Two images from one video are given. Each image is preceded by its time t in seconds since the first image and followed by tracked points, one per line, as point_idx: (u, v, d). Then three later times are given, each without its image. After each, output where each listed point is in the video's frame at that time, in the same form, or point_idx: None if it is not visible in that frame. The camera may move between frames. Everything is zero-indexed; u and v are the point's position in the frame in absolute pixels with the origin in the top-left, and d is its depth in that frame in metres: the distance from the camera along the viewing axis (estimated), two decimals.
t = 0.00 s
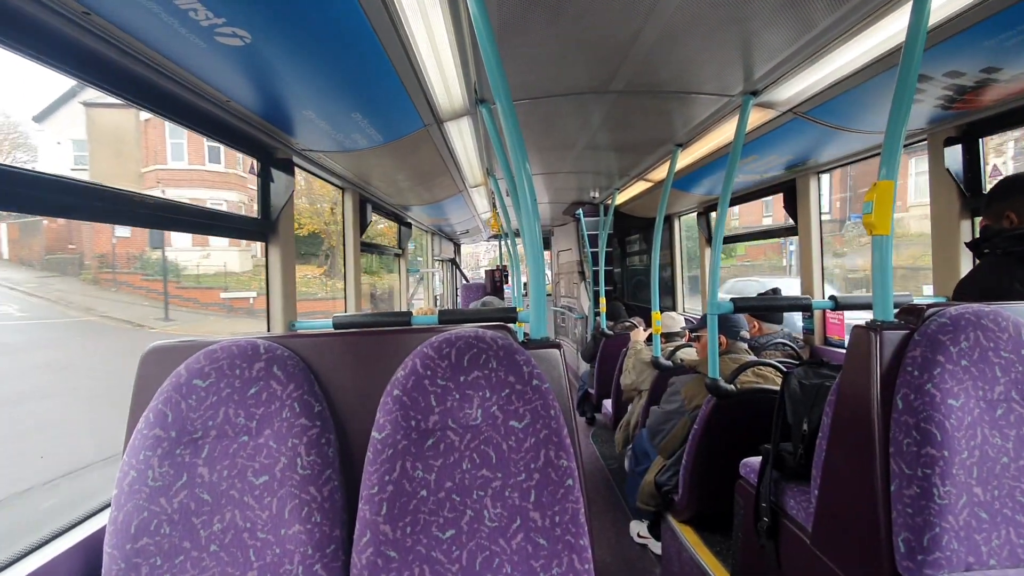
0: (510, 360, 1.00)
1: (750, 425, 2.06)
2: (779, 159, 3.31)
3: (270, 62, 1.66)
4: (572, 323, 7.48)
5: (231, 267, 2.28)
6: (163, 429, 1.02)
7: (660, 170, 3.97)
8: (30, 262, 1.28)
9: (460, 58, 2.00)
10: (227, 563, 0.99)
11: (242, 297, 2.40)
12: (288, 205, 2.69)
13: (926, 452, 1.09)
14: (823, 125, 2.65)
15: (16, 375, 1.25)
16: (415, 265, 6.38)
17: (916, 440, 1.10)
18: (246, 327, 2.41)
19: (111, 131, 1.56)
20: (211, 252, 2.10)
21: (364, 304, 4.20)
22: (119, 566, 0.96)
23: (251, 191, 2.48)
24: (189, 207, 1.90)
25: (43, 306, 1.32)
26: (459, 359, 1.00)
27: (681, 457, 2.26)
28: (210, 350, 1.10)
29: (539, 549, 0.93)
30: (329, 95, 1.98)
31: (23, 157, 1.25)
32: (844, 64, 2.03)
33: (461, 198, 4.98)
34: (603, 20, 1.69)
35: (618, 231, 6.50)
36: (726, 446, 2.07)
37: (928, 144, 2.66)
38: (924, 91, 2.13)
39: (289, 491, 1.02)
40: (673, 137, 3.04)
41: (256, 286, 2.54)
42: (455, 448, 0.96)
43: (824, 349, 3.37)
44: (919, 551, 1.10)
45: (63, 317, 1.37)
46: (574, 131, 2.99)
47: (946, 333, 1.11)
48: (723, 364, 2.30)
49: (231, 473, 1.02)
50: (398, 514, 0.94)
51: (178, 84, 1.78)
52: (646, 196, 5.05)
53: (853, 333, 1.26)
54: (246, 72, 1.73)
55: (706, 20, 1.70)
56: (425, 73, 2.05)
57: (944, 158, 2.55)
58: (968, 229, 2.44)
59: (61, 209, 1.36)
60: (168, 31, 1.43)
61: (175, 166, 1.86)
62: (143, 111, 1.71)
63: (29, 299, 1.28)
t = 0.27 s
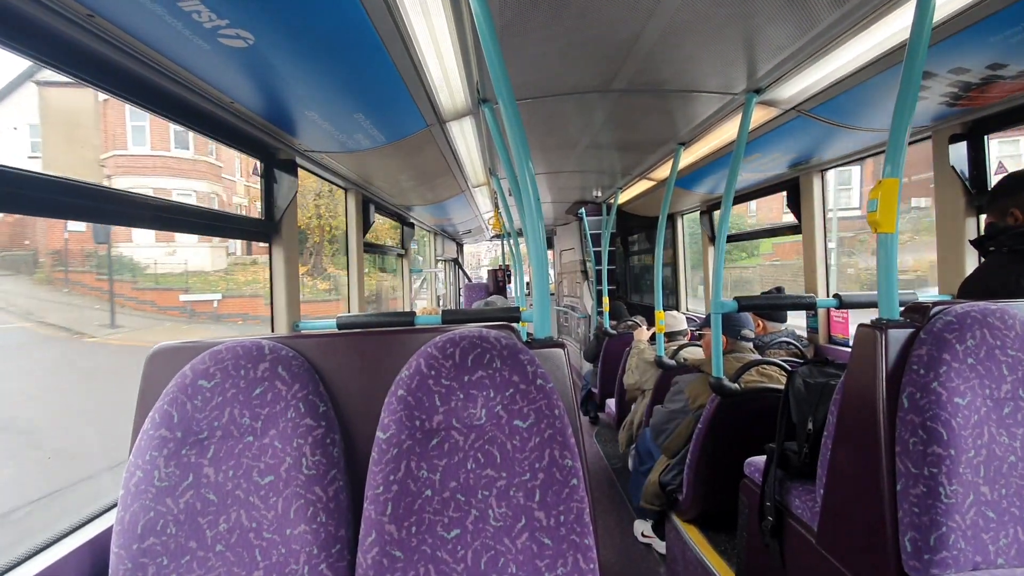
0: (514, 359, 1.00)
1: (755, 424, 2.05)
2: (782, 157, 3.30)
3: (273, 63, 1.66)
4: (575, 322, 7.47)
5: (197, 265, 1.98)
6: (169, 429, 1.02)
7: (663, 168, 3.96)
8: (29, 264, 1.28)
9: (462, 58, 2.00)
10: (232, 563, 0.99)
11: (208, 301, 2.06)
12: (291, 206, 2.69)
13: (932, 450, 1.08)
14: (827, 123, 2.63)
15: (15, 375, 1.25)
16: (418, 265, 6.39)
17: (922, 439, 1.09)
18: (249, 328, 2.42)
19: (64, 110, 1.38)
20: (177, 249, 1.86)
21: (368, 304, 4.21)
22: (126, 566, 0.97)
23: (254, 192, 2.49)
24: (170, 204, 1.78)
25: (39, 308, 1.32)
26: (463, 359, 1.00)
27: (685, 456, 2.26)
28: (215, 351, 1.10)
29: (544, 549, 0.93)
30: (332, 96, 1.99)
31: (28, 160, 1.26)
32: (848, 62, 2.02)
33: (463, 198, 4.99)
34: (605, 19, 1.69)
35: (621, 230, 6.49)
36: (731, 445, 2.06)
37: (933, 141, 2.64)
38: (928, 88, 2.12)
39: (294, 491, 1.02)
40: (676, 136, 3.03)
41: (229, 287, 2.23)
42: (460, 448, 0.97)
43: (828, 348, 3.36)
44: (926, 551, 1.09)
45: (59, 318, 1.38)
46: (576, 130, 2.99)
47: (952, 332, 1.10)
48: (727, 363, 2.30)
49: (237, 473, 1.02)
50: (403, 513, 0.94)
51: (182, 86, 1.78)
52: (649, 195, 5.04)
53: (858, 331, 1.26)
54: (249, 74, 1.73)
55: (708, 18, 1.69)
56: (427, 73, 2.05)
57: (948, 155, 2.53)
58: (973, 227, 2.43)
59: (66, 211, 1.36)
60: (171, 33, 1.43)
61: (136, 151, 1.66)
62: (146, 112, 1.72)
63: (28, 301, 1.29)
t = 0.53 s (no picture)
0: (518, 359, 1.01)
1: (758, 425, 2.05)
2: (785, 157, 3.29)
3: (276, 64, 1.66)
4: (577, 322, 7.47)
5: (151, 265, 1.71)
6: (173, 429, 1.03)
7: (666, 168, 3.96)
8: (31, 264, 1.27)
9: (464, 58, 2.01)
10: (237, 563, 0.99)
11: (159, 306, 1.73)
12: (294, 206, 2.70)
13: (937, 451, 1.08)
14: (830, 123, 2.63)
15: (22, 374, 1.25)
16: (420, 266, 6.40)
17: (927, 440, 1.09)
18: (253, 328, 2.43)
19: (1, 87, 1.18)
20: (132, 246, 1.63)
21: (370, 304, 4.22)
22: (131, 566, 0.97)
23: (257, 192, 2.50)
24: (134, 197, 1.61)
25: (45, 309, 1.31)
26: (466, 359, 1.00)
27: (688, 457, 2.25)
28: (219, 352, 1.10)
29: (548, 549, 0.93)
30: (335, 97, 1.99)
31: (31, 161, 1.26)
32: (851, 61, 2.02)
33: (466, 198, 4.99)
34: (608, 20, 1.69)
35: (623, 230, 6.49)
36: (734, 445, 2.06)
37: (937, 141, 2.63)
38: (932, 87, 2.12)
39: (298, 491, 1.02)
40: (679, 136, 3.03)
41: (192, 289, 1.90)
42: (464, 448, 0.97)
43: (831, 348, 3.35)
44: (931, 552, 1.09)
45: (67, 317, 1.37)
46: (578, 130, 2.99)
47: (957, 332, 1.10)
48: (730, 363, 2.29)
49: (241, 473, 1.03)
50: (407, 514, 0.94)
51: (185, 87, 1.79)
52: (651, 195, 5.04)
53: (862, 332, 1.25)
54: (252, 75, 1.74)
55: (711, 18, 1.69)
56: (429, 74, 2.05)
57: (952, 155, 2.53)
58: (978, 227, 2.42)
59: (66, 211, 1.36)
60: (175, 34, 1.44)
61: (86, 134, 1.43)
62: (150, 113, 1.73)
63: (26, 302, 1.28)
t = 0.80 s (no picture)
0: (521, 359, 1.01)
1: (760, 427, 2.05)
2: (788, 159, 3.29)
3: (280, 64, 1.67)
4: (578, 323, 7.48)
5: (91, 263, 1.43)
6: (177, 428, 1.03)
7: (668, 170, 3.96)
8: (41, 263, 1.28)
9: (468, 59, 2.01)
10: (239, 562, 1.00)
11: (85, 312, 1.40)
12: (297, 206, 2.71)
13: (940, 454, 1.07)
14: (833, 125, 2.63)
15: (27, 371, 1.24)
16: (422, 266, 6.41)
17: (930, 442, 1.08)
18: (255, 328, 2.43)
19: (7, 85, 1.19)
20: (106, 244, 1.49)
21: (372, 304, 4.22)
22: (134, 563, 0.97)
23: (260, 192, 2.50)
24: (86, 185, 1.39)
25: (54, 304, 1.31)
26: (469, 359, 1.00)
27: (689, 458, 2.25)
28: (223, 350, 1.11)
29: (550, 549, 0.93)
30: (339, 97, 2.00)
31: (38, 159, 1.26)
32: (854, 63, 2.01)
33: (468, 199, 5.00)
34: (612, 20, 1.69)
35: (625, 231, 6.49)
36: (735, 447, 2.06)
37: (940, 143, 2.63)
38: (935, 89, 2.11)
39: (301, 490, 1.02)
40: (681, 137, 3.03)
41: (132, 292, 1.58)
42: (466, 448, 0.97)
43: (834, 350, 3.34)
44: (934, 554, 1.08)
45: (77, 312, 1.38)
46: (581, 131, 2.99)
47: (961, 334, 1.10)
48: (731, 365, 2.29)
49: (244, 472, 1.03)
50: (409, 513, 0.94)
51: (190, 87, 1.80)
52: (653, 196, 5.04)
53: (866, 334, 1.25)
54: (257, 75, 1.74)
55: (715, 19, 1.69)
56: (433, 74, 2.06)
57: (956, 157, 2.52)
58: (981, 229, 2.42)
59: (76, 210, 1.37)
60: (181, 34, 1.44)
61: (17, 109, 1.19)
62: (155, 112, 1.73)
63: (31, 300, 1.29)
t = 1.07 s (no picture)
0: (520, 362, 1.01)
1: (759, 430, 2.05)
2: (788, 162, 3.30)
3: (282, 65, 1.67)
4: (577, 325, 7.48)
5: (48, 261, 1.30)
6: (176, 427, 1.04)
7: (668, 172, 3.96)
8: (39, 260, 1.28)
9: (470, 61, 2.01)
10: (238, 562, 1.00)
11: (86, 312, 1.41)
12: (297, 206, 2.71)
13: (937, 458, 1.07)
14: (833, 128, 2.63)
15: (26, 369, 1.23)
16: (422, 267, 6.42)
17: (927, 446, 1.08)
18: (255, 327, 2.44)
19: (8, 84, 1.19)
20: (106, 244, 1.49)
21: (372, 305, 4.23)
22: (134, 561, 0.98)
23: (261, 192, 2.51)
24: (50, 177, 1.27)
25: (54, 304, 1.31)
26: (469, 361, 1.01)
27: (688, 460, 2.26)
28: (223, 350, 1.11)
29: (547, 551, 0.93)
30: (340, 98, 2.00)
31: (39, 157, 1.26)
32: (855, 67, 2.02)
33: (469, 200, 5.01)
34: (613, 23, 1.70)
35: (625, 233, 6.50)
36: (734, 449, 2.06)
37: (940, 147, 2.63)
38: (935, 94, 2.12)
39: (300, 490, 1.03)
40: (682, 140, 3.03)
41: (92, 293, 1.43)
42: (465, 450, 0.97)
43: (833, 354, 3.35)
44: (931, 558, 1.08)
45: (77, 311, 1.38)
46: (582, 134, 2.99)
47: (958, 339, 1.10)
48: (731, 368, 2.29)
49: (243, 472, 1.03)
50: (408, 514, 0.95)
51: (191, 87, 1.80)
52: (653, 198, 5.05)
53: (864, 338, 1.26)
54: (259, 75, 1.75)
55: (716, 23, 1.70)
56: (435, 76, 2.06)
57: (956, 161, 2.52)
58: (980, 234, 2.42)
59: (78, 210, 1.37)
60: (183, 35, 1.45)
61: (17, 109, 1.19)
62: (156, 112, 1.74)
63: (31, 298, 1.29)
